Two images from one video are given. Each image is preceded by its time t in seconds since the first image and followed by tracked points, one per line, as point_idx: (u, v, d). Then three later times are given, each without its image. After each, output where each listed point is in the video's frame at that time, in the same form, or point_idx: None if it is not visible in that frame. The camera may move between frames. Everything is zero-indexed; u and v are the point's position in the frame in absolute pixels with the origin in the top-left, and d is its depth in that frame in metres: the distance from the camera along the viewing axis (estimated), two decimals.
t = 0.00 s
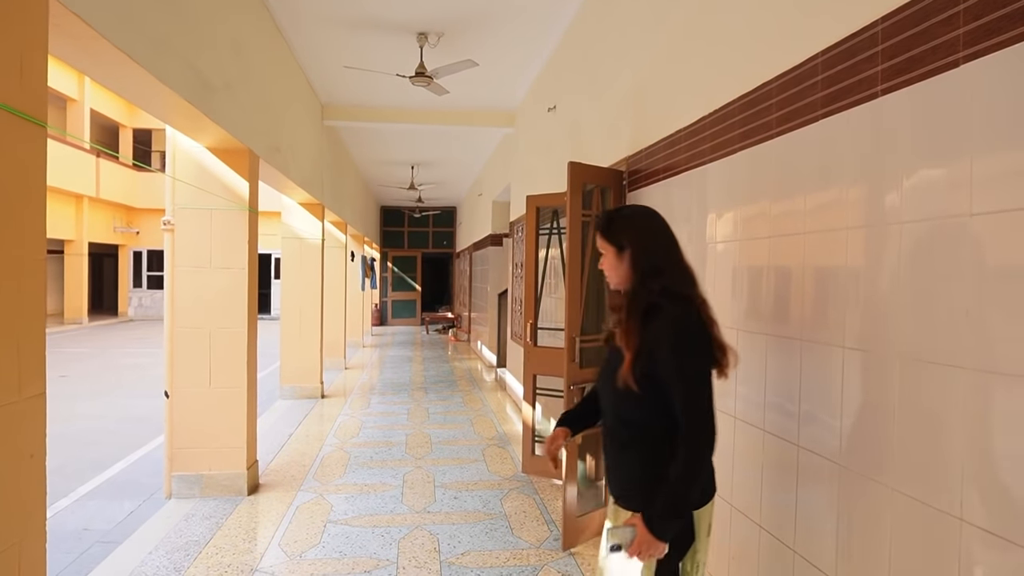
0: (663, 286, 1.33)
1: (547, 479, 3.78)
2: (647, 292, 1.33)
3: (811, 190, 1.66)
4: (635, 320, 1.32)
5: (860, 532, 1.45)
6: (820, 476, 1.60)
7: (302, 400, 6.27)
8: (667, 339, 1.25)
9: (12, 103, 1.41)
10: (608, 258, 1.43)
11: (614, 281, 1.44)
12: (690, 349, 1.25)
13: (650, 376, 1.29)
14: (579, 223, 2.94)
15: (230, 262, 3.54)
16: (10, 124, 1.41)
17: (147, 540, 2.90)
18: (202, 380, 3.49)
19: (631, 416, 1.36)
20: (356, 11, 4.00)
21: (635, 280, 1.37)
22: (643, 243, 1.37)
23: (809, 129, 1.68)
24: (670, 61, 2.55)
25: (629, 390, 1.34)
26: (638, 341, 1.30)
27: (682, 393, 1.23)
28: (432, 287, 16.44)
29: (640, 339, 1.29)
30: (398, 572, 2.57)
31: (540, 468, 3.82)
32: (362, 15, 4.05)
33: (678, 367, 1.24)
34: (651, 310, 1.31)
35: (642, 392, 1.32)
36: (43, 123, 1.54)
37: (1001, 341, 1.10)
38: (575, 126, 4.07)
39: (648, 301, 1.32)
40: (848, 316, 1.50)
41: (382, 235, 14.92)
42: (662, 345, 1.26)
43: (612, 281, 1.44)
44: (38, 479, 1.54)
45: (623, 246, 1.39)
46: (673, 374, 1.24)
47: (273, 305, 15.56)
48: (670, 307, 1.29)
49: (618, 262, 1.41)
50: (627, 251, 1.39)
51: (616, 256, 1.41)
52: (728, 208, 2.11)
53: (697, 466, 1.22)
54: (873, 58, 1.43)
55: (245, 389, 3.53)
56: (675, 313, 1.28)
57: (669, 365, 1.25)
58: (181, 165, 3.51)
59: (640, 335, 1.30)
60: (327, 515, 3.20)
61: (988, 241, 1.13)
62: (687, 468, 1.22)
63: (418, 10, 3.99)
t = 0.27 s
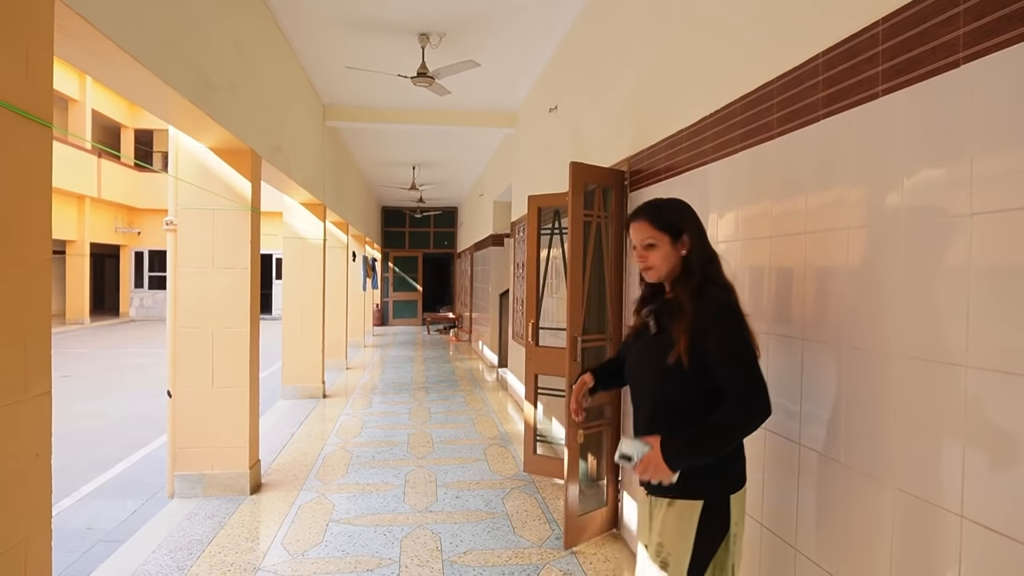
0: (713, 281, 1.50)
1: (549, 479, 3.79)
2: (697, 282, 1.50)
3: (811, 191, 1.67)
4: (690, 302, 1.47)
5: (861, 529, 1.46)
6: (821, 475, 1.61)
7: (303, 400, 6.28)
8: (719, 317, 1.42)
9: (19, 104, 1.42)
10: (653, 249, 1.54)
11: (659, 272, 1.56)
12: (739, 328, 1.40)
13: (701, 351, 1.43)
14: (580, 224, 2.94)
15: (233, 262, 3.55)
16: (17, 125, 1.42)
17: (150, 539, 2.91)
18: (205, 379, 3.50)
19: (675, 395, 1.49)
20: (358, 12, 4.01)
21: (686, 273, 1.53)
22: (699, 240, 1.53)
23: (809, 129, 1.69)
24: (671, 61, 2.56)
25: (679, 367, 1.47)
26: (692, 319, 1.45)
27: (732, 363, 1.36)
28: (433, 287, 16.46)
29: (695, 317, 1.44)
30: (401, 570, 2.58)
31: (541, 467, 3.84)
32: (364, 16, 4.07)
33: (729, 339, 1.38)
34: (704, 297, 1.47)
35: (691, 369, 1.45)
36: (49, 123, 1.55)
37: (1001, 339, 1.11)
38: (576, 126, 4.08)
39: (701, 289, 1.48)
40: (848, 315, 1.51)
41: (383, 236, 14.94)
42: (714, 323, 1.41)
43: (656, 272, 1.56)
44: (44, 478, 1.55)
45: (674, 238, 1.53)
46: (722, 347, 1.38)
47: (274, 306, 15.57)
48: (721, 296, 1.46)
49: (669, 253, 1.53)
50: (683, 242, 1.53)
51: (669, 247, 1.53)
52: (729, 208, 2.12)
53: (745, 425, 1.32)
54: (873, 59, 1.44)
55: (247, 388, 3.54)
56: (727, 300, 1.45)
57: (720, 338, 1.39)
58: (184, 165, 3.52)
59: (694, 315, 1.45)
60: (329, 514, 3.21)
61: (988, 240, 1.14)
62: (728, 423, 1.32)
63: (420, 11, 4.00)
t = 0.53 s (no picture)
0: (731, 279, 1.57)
1: (550, 480, 3.79)
2: (718, 278, 1.56)
3: (811, 193, 1.68)
4: (710, 294, 1.53)
5: (860, 528, 1.47)
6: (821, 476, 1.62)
7: (304, 401, 6.29)
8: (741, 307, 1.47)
9: (25, 107, 1.43)
10: (682, 247, 1.58)
11: (685, 271, 1.60)
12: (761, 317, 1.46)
13: (721, 341, 1.48)
14: (581, 225, 2.95)
15: (234, 263, 3.56)
16: (23, 128, 1.43)
17: (152, 540, 2.92)
18: (206, 381, 3.51)
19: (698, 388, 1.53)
20: (359, 14, 4.02)
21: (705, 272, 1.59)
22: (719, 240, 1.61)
23: (809, 131, 1.70)
24: (672, 63, 2.57)
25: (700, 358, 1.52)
26: (712, 311, 1.51)
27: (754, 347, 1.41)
28: (433, 289, 16.47)
29: (715, 309, 1.50)
30: (402, 571, 2.59)
31: (541, 469, 3.84)
32: (365, 18, 4.08)
33: (751, 326, 1.44)
34: (724, 291, 1.53)
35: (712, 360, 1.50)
36: (54, 126, 1.56)
37: (999, 339, 1.12)
38: (577, 128, 4.09)
39: (721, 284, 1.55)
40: (847, 316, 1.52)
41: (382, 238, 14.95)
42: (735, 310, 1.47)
43: (681, 272, 1.61)
44: (49, 478, 1.55)
45: (701, 237, 1.59)
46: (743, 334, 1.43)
47: (274, 308, 15.58)
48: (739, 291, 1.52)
49: (697, 251, 1.59)
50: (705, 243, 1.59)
51: (695, 244, 1.58)
52: (729, 210, 2.13)
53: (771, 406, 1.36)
54: (873, 61, 1.45)
55: (249, 390, 3.55)
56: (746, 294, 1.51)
57: (742, 325, 1.45)
58: (185, 167, 3.55)
59: (716, 308, 1.51)
60: (331, 515, 3.22)
61: (985, 242, 1.15)
62: (748, 403, 1.35)
63: (420, 13, 4.02)
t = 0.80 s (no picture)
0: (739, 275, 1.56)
1: (551, 475, 3.80)
2: (727, 274, 1.56)
3: (811, 189, 1.69)
4: (718, 291, 1.52)
5: (861, 523, 1.47)
6: (822, 471, 1.62)
7: (305, 398, 6.30)
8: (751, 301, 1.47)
9: (28, 105, 1.44)
10: (688, 245, 1.60)
11: (690, 269, 1.61)
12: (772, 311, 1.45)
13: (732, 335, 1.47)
14: (582, 221, 2.95)
15: (235, 260, 3.56)
16: (26, 125, 1.44)
17: (154, 536, 2.93)
18: (208, 377, 3.52)
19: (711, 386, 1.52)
20: (360, 10, 4.03)
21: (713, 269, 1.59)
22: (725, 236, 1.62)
23: (809, 127, 1.70)
24: (673, 59, 2.57)
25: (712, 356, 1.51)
26: (722, 307, 1.50)
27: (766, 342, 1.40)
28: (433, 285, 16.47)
29: (725, 305, 1.49)
30: (404, 566, 2.60)
31: (543, 464, 3.86)
32: (367, 14, 4.08)
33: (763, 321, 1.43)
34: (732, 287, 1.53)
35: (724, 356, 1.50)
36: (57, 123, 1.56)
37: (998, 333, 1.13)
38: (577, 124, 4.09)
39: (730, 280, 1.54)
40: (848, 311, 1.52)
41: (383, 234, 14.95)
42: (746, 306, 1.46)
43: (687, 269, 1.62)
44: (53, 474, 1.56)
45: (707, 234, 1.61)
46: (755, 329, 1.43)
47: (274, 304, 15.59)
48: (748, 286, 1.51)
49: (703, 249, 1.60)
50: (710, 239, 1.61)
51: (701, 241, 1.60)
52: (730, 207, 2.13)
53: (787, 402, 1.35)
54: (873, 57, 1.46)
55: (250, 386, 3.56)
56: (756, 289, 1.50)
57: (753, 321, 1.44)
58: (186, 164, 3.56)
59: (725, 304, 1.50)
60: (332, 511, 3.23)
61: (984, 237, 1.16)
62: (770, 399, 1.34)
63: (421, 10, 4.02)
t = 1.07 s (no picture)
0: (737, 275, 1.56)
1: (551, 474, 3.82)
2: (724, 274, 1.56)
3: (810, 186, 1.70)
4: (716, 291, 1.53)
5: (859, 516, 1.49)
6: (822, 466, 1.63)
7: (306, 397, 6.31)
8: (748, 301, 1.46)
9: (37, 105, 1.46)
10: (687, 244, 1.61)
11: (690, 267, 1.63)
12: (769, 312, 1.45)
13: (730, 336, 1.47)
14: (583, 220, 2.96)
15: (237, 259, 3.58)
16: (35, 125, 1.46)
17: (158, 533, 2.95)
18: (211, 375, 3.54)
19: (709, 386, 1.52)
20: (361, 10, 4.04)
21: (711, 269, 1.59)
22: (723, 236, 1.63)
23: (808, 126, 1.72)
24: (673, 59, 2.59)
25: (710, 356, 1.51)
26: (720, 308, 1.49)
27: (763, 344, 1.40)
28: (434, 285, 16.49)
29: (723, 306, 1.49)
30: (406, 563, 2.62)
31: (544, 462, 3.88)
32: (368, 15, 4.10)
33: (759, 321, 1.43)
34: (731, 287, 1.52)
35: (722, 357, 1.50)
36: (64, 123, 1.58)
37: (992, 328, 1.15)
38: (578, 124, 4.11)
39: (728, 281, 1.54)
40: (846, 308, 1.54)
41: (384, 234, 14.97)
42: (742, 307, 1.46)
43: (686, 267, 1.63)
44: (60, 470, 1.58)
45: (705, 233, 1.62)
46: (751, 329, 1.42)
47: (276, 304, 15.61)
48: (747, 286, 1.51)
49: (701, 247, 1.62)
50: (710, 239, 1.62)
51: (700, 240, 1.61)
52: (729, 206, 2.15)
53: (790, 406, 1.35)
54: (869, 56, 1.48)
55: (253, 384, 3.57)
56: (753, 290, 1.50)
57: (748, 320, 1.44)
58: (190, 163, 3.57)
59: (723, 304, 1.50)
60: (334, 508, 3.25)
61: (979, 234, 1.18)
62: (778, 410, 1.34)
63: (422, 10, 4.04)
